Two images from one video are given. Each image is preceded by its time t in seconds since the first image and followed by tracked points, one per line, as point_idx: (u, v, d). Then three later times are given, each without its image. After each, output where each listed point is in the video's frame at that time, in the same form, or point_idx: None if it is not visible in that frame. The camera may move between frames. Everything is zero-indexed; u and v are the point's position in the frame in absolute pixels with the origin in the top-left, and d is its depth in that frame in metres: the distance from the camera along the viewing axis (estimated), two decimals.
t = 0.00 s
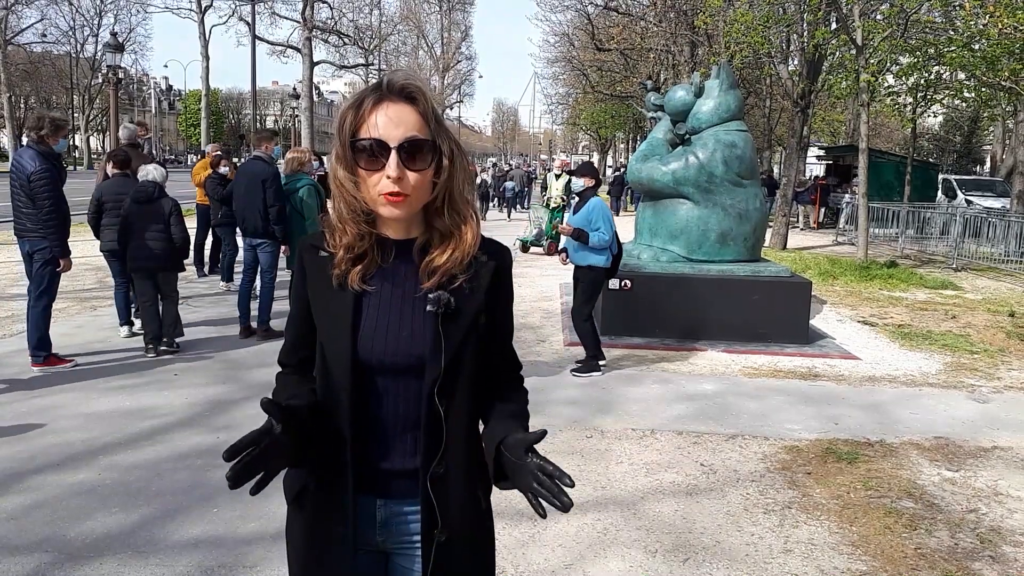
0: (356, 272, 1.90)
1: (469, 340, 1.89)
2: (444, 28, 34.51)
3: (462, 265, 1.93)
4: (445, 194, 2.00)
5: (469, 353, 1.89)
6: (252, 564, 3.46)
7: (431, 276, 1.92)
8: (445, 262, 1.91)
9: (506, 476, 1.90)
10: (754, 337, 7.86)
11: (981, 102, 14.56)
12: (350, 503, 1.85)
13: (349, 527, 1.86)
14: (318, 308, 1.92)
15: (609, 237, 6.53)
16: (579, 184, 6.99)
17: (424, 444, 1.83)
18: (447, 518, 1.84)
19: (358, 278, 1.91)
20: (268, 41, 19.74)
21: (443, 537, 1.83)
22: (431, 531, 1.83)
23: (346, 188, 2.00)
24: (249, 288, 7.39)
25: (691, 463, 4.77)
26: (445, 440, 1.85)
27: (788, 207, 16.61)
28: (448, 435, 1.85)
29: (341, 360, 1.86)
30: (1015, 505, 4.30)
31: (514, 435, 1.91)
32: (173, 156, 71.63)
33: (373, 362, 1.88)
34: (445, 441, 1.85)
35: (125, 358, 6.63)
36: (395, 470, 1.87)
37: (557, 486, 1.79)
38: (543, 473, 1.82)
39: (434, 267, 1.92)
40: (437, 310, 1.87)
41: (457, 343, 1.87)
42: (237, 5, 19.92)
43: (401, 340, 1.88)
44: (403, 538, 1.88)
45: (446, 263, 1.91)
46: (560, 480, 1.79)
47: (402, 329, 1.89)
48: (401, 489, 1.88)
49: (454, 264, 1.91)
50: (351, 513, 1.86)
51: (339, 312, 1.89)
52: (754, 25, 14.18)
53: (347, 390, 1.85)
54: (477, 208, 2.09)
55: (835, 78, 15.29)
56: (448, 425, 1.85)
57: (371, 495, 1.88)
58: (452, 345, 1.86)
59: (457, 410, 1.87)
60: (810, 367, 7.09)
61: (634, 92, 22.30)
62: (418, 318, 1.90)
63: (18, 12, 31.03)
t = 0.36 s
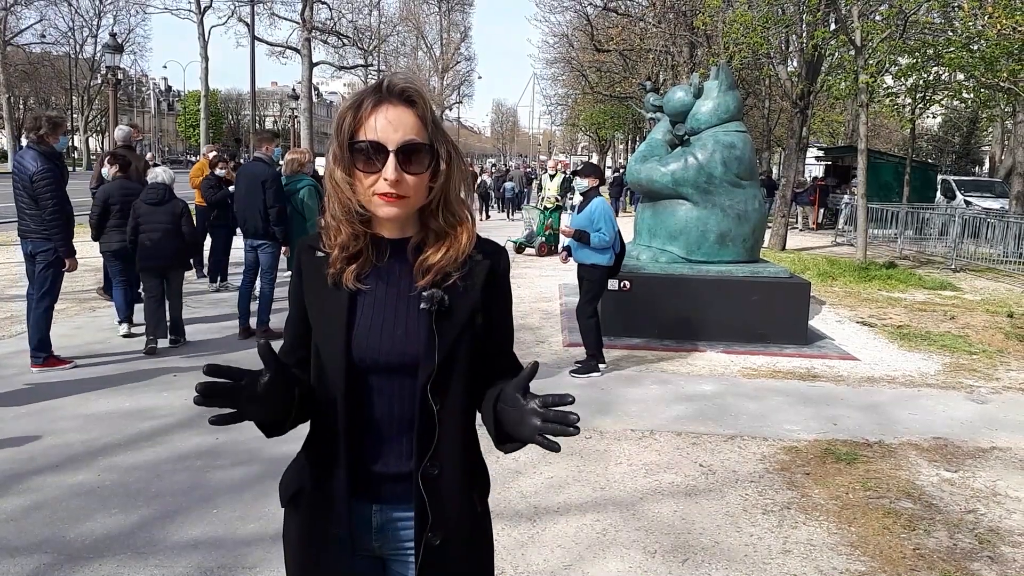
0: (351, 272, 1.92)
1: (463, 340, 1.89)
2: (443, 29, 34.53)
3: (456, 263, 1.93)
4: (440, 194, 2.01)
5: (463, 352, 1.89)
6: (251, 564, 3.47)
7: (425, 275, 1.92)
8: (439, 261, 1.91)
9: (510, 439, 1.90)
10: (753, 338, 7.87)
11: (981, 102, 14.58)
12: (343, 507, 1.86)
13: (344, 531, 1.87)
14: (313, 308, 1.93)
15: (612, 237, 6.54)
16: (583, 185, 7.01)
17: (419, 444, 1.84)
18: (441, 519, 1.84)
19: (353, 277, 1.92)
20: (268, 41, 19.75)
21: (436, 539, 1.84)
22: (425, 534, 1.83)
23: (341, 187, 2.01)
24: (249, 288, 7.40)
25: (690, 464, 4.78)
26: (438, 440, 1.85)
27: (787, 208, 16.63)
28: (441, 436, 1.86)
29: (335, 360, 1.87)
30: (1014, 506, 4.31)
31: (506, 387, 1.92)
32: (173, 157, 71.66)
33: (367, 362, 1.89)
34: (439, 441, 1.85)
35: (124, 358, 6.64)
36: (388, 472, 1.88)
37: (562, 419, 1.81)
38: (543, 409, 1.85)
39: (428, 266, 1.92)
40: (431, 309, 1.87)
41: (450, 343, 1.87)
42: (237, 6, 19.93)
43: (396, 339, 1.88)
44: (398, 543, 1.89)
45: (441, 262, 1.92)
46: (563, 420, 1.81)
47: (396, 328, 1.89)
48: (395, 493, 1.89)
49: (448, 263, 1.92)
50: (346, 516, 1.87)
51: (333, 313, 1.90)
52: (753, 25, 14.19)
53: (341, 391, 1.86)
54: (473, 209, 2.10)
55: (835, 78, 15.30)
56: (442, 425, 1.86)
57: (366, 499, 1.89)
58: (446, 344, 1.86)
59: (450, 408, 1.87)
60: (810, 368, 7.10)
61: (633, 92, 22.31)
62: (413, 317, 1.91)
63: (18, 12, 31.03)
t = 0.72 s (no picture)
0: (353, 272, 1.92)
1: (465, 340, 1.89)
2: (443, 30, 34.51)
3: (459, 262, 1.93)
4: (440, 193, 2.01)
5: (465, 352, 1.89)
6: (251, 564, 3.47)
7: (428, 275, 1.93)
8: (442, 259, 1.92)
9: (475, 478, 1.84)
10: (753, 338, 7.87)
11: (980, 103, 14.59)
12: (342, 509, 1.87)
13: (342, 533, 1.86)
14: (314, 308, 1.93)
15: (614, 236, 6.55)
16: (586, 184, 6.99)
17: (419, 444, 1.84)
18: (443, 522, 1.84)
19: (355, 278, 1.92)
20: (268, 42, 19.74)
21: (438, 542, 1.83)
22: (426, 536, 1.83)
23: (338, 186, 2.01)
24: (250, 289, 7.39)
25: (690, 464, 4.78)
26: (440, 442, 1.85)
27: (787, 208, 16.64)
28: (443, 437, 1.86)
29: (336, 361, 1.87)
30: (1013, 506, 4.31)
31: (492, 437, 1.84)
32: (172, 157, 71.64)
33: (369, 363, 1.89)
34: (441, 445, 1.86)
35: (124, 358, 6.66)
36: (388, 474, 1.89)
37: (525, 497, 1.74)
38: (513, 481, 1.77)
39: (431, 265, 1.93)
40: (433, 309, 1.87)
41: (452, 343, 1.87)
42: (237, 6, 19.92)
43: (398, 340, 1.88)
44: (396, 545, 1.90)
45: (443, 261, 1.92)
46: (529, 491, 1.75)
47: (398, 328, 1.89)
48: (394, 493, 1.89)
49: (450, 261, 1.92)
50: (345, 517, 1.87)
51: (334, 313, 1.90)
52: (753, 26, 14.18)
53: (342, 390, 1.86)
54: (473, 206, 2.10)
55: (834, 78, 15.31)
56: (443, 426, 1.86)
57: (365, 501, 1.90)
58: (448, 343, 1.86)
59: (452, 410, 1.87)
60: (809, 369, 7.10)
61: (633, 92, 22.31)
62: (415, 316, 1.91)
63: (17, 12, 31.00)
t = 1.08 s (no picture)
0: (353, 273, 1.92)
1: (466, 337, 1.91)
2: (444, 29, 34.47)
3: (459, 262, 1.95)
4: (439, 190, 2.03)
5: (467, 349, 1.91)
6: (252, 564, 3.47)
7: (428, 274, 1.93)
8: (442, 259, 1.93)
9: (530, 424, 1.91)
10: (754, 337, 7.87)
11: (982, 102, 14.57)
12: (344, 507, 1.87)
13: (345, 533, 1.87)
14: (313, 308, 1.92)
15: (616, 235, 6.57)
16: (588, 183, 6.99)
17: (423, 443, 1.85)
18: (447, 517, 1.85)
19: (355, 279, 1.92)
20: (269, 41, 19.74)
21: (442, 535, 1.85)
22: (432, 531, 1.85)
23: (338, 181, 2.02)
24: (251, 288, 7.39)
25: (691, 463, 4.78)
26: (443, 436, 1.87)
27: (788, 208, 16.63)
28: (445, 434, 1.87)
29: (338, 359, 1.87)
30: (1014, 505, 4.32)
31: (530, 374, 1.94)
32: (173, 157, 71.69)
33: (371, 362, 1.89)
34: (444, 441, 1.87)
35: (126, 357, 6.68)
36: (392, 472, 1.89)
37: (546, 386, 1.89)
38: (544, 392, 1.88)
39: (431, 265, 1.93)
40: (435, 309, 1.88)
41: (454, 342, 1.88)
42: (238, 6, 19.92)
43: (399, 339, 1.89)
44: (401, 540, 1.90)
45: (443, 261, 1.92)
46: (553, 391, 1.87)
47: (400, 327, 1.90)
48: (398, 492, 1.90)
49: (450, 261, 1.93)
50: (347, 516, 1.87)
51: (334, 314, 1.90)
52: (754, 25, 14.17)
53: (344, 391, 1.86)
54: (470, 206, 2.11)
55: (835, 78, 15.30)
56: (446, 422, 1.87)
57: (367, 500, 1.90)
58: (451, 342, 1.88)
59: (454, 408, 1.88)
60: (810, 367, 7.10)
61: (634, 92, 22.30)
62: (416, 316, 1.91)
63: (19, 12, 31.02)
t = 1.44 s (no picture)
0: (346, 277, 1.90)
1: (460, 334, 1.89)
2: (446, 29, 34.40)
3: (450, 259, 1.92)
4: (433, 195, 2.00)
5: (460, 345, 1.88)
6: (252, 565, 3.46)
7: (418, 274, 1.91)
8: (433, 259, 1.90)
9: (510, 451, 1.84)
10: (757, 337, 7.84)
11: (985, 101, 14.53)
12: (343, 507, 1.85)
13: (350, 531, 1.87)
14: (307, 309, 1.92)
15: (616, 233, 6.55)
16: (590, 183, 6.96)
17: (417, 440, 1.83)
18: (444, 516, 1.83)
19: (348, 282, 1.90)
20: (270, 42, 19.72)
21: (439, 533, 1.83)
22: (427, 528, 1.82)
23: (332, 183, 1.98)
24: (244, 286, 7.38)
25: (693, 464, 4.76)
26: (438, 430, 1.84)
27: (790, 207, 16.60)
28: (438, 431, 1.84)
29: (332, 360, 1.86)
30: (1019, 505, 4.29)
31: (518, 407, 1.89)
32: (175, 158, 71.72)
33: (366, 362, 1.88)
34: (438, 438, 1.84)
35: (126, 356, 6.67)
36: (390, 471, 1.87)
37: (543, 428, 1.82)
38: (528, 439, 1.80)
39: (421, 265, 1.91)
40: (426, 305, 1.86)
41: (446, 337, 1.86)
42: (238, 6, 19.90)
43: (391, 338, 1.87)
44: (403, 540, 1.88)
45: (434, 261, 1.90)
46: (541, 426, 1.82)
47: (392, 326, 1.88)
48: (396, 492, 1.88)
49: (442, 260, 1.91)
50: (348, 516, 1.86)
51: (329, 316, 1.89)
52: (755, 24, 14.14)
53: (339, 389, 1.85)
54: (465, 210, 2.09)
55: (837, 77, 15.26)
56: (438, 418, 1.84)
57: (367, 500, 1.88)
58: (443, 337, 1.86)
59: (448, 405, 1.85)
60: (813, 367, 7.08)
61: (635, 92, 22.27)
62: (408, 314, 1.89)
63: (20, 13, 31.03)
